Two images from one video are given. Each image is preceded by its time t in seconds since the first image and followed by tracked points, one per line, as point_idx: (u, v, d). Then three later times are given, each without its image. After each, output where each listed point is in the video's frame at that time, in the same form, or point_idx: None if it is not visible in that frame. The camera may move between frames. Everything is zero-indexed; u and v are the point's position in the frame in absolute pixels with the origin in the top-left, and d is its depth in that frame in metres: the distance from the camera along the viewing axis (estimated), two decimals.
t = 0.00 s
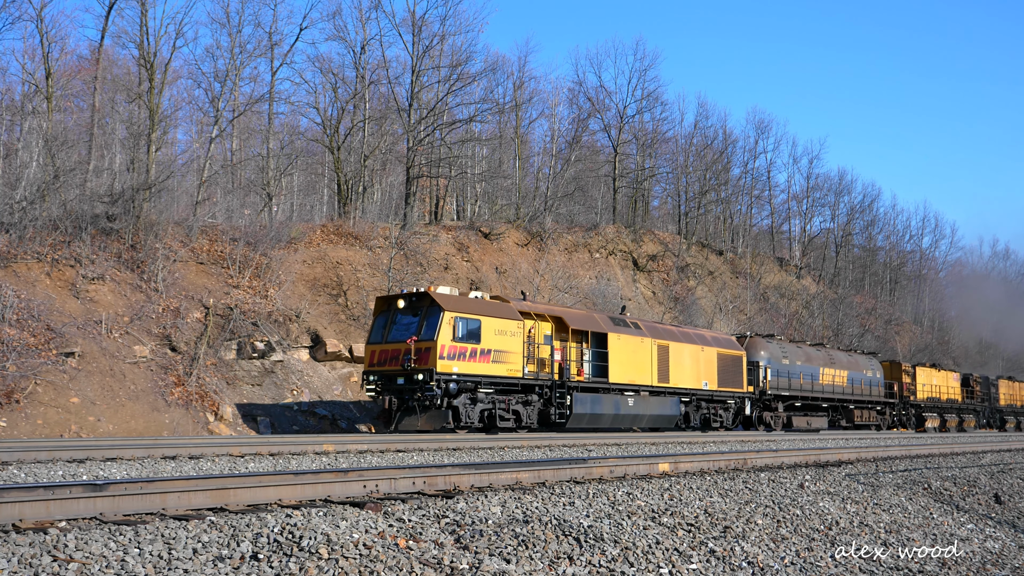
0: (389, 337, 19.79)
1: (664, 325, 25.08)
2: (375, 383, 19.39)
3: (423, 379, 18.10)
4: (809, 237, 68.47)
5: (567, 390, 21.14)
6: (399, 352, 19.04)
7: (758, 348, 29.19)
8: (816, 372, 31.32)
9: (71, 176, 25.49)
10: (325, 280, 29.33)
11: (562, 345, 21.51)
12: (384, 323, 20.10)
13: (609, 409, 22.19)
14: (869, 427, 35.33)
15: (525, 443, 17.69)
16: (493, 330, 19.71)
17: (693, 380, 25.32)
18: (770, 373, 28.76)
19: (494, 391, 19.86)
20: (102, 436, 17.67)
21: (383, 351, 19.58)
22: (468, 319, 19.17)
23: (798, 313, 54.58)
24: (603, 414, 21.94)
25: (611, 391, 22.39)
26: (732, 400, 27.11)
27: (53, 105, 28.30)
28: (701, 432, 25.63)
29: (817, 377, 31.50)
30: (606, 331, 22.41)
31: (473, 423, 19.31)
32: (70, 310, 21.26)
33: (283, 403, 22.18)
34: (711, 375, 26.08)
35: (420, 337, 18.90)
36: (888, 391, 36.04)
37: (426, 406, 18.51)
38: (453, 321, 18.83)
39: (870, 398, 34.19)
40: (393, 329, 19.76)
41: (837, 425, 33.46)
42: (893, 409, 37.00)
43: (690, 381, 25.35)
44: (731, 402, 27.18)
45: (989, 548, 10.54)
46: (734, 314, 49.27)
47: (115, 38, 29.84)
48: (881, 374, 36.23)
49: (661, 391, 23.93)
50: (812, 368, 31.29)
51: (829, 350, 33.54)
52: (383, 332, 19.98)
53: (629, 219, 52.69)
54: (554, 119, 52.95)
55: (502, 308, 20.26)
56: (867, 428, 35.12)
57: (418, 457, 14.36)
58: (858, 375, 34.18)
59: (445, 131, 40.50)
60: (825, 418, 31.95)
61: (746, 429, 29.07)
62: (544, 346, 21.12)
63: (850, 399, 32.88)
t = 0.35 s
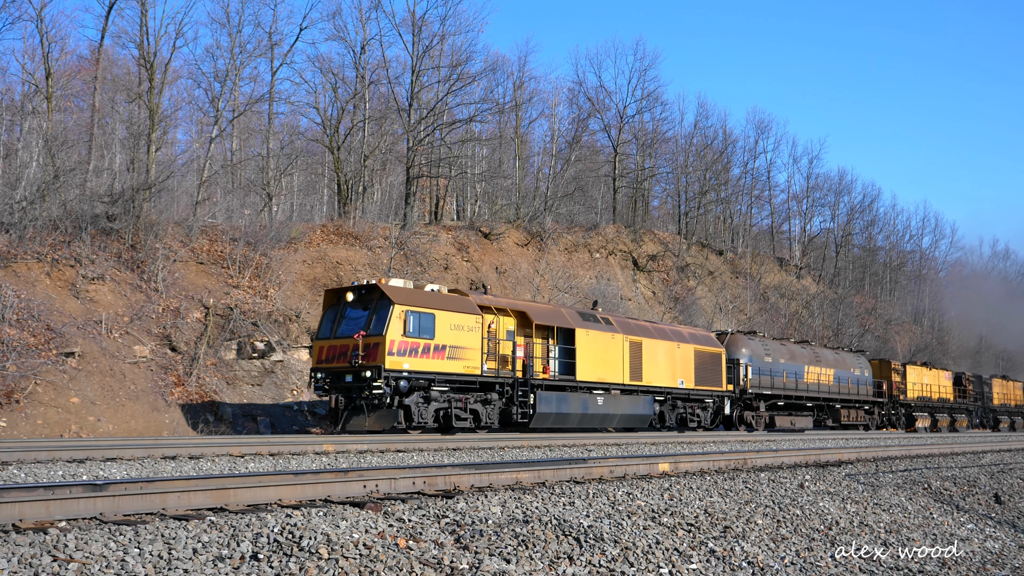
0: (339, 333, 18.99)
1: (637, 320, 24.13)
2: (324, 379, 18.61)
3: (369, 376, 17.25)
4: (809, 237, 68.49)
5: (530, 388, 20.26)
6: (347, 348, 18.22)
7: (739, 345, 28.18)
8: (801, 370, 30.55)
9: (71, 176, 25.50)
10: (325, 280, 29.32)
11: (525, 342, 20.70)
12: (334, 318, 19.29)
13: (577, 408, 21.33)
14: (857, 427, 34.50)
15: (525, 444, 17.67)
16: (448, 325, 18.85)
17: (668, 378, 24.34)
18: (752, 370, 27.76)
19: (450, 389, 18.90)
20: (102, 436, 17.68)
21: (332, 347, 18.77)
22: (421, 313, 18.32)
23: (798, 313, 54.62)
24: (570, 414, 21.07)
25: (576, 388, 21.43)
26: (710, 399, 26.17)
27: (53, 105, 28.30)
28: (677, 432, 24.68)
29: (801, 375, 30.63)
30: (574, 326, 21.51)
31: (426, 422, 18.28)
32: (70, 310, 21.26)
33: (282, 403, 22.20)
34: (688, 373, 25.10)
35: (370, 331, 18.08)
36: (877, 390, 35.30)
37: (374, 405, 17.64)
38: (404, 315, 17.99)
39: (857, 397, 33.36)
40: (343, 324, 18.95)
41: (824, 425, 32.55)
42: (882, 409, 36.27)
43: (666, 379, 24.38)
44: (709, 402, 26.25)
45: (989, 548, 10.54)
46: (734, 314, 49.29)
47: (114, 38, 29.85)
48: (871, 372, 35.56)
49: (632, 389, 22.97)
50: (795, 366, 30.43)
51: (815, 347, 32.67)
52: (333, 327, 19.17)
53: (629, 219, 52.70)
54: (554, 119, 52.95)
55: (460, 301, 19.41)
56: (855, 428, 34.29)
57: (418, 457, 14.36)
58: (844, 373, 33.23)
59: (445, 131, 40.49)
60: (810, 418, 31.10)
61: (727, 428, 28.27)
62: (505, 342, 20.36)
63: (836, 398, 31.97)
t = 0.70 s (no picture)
0: (280, 328, 17.71)
1: (606, 316, 23.40)
2: (263, 378, 17.31)
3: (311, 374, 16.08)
4: (809, 237, 68.51)
5: (490, 386, 19.39)
6: (288, 344, 16.99)
7: (720, 343, 27.53)
8: (784, 369, 30.03)
9: (71, 176, 25.51)
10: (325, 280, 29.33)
11: (484, 337, 19.79)
12: (275, 311, 18.00)
13: (541, 407, 20.53)
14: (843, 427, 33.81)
15: (525, 443, 17.65)
16: (398, 319, 17.72)
17: (640, 376, 23.59)
18: (731, 367, 26.97)
19: (402, 388, 17.87)
20: (102, 437, 17.68)
21: (272, 342, 17.50)
22: (368, 306, 17.15)
23: (798, 313, 54.67)
24: (533, 414, 20.26)
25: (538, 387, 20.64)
26: (687, 398, 25.40)
27: (53, 105, 28.31)
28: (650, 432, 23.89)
29: (785, 374, 29.98)
30: (538, 322, 20.78)
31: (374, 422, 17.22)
32: (70, 310, 21.26)
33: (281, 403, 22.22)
34: (662, 371, 24.35)
35: (312, 326, 16.86)
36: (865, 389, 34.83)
37: (316, 405, 16.50)
38: (350, 308, 16.81)
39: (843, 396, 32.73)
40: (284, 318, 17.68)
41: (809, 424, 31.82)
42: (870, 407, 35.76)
43: (638, 377, 23.63)
44: (685, 401, 25.39)
45: (989, 548, 10.54)
46: (734, 314, 49.31)
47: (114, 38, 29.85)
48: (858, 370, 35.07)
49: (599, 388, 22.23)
50: (778, 364, 29.78)
51: (801, 345, 32.06)
52: (274, 321, 17.89)
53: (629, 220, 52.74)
54: (554, 119, 52.95)
55: (412, 294, 18.30)
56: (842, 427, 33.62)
57: (418, 457, 14.37)
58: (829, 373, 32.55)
59: (445, 131, 40.48)
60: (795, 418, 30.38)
61: (707, 429, 27.48)
62: (464, 338, 19.43)
63: (821, 397, 31.34)
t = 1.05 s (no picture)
0: (216, 322, 17.01)
1: (575, 311, 22.92)
2: (198, 375, 16.64)
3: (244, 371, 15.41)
4: (809, 237, 68.56)
5: (444, 384, 18.78)
6: (222, 340, 16.29)
7: (697, 340, 26.99)
8: (767, 366, 29.52)
9: (71, 176, 25.52)
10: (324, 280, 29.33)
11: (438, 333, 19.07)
12: (212, 306, 17.30)
13: (502, 406, 19.95)
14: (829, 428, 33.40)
15: (525, 443, 17.67)
16: (340, 313, 17.02)
17: (610, 373, 23.09)
18: (709, 365, 26.50)
19: (346, 385, 17.21)
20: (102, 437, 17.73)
21: (207, 338, 16.81)
22: (305, 299, 16.45)
23: (798, 313, 54.68)
24: (492, 413, 19.67)
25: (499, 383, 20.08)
26: (659, 397, 24.93)
27: (53, 105, 28.30)
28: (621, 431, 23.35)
29: (766, 372, 29.43)
30: (500, 317, 20.28)
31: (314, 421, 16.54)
32: (70, 310, 21.27)
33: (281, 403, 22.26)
34: (633, 368, 23.86)
35: (247, 320, 16.18)
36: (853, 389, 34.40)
37: (248, 403, 15.82)
38: (286, 301, 16.12)
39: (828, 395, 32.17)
40: (220, 312, 16.97)
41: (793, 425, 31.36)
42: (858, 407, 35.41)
43: (609, 375, 23.13)
44: (657, 400, 24.87)
45: (989, 548, 10.54)
46: (734, 315, 49.31)
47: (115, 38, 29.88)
48: (844, 370, 34.40)
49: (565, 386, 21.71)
50: (759, 362, 29.23)
51: (784, 343, 31.58)
52: (210, 315, 17.18)
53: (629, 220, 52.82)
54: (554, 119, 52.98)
55: (358, 286, 17.62)
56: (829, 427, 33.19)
57: (418, 457, 14.38)
58: (813, 372, 32.04)
59: (446, 131, 40.49)
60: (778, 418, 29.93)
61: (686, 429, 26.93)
62: (417, 334, 18.77)
63: (805, 395, 30.82)
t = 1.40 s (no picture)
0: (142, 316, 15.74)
1: (540, 306, 21.77)
2: (122, 372, 15.37)
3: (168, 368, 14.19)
4: (809, 237, 68.60)
5: (394, 382, 17.59)
6: (146, 335, 15.03)
7: (675, 337, 25.92)
8: (747, 364, 28.59)
9: (71, 175, 25.54)
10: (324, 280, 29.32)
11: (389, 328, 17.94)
12: (139, 298, 16.03)
13: (457, 405, 18.79)
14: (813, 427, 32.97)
15: (525, 444, 17.67)
16: (275, 306, 15.77)
17: (579, 371, 21.95)
18: (685, 363, 25.60)
19: (285, 383, 16.03)
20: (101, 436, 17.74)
21: (131, 333, 15.55)
22: (236, 291, 15.21)
23: (799, 313, 54.69)
24: (446, 413, 18.48)
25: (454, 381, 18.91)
26: (632, 396, 23.87)
27: (53, 105, 28.31)
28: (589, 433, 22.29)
29: (747, 371, 28.50)
30: (456, 311, 19.11)
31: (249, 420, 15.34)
32: (70, 310, 21.29)
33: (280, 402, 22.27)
34: (605, 366, 22.72)
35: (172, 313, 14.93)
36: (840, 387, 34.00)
37: (174, 404, 14.58)
38: (214, 293, 14.90)
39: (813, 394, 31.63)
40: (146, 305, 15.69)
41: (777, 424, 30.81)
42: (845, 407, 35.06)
43: (578, 373, 22.01)
44: (630, 399, 23.82)
45: (990, 548, 10.54)
46: (735, 315, 49.30)
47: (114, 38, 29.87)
48: (831, 368, 33.85)
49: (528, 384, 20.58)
50: (740, 360, 28.28)
51: (766, 340, 30.77)
52: (136, 308, 15.91)
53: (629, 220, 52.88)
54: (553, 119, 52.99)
55: (298, 277, 16.37)
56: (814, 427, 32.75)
57: (418, 457, 14.38)
58: (797, 369, 31.37)
59: (446, 131, 40.49)
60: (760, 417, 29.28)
61: (662, 429, 26.03)
62: (364, 329, 17.63)
63: (789, 394, 30.13)
